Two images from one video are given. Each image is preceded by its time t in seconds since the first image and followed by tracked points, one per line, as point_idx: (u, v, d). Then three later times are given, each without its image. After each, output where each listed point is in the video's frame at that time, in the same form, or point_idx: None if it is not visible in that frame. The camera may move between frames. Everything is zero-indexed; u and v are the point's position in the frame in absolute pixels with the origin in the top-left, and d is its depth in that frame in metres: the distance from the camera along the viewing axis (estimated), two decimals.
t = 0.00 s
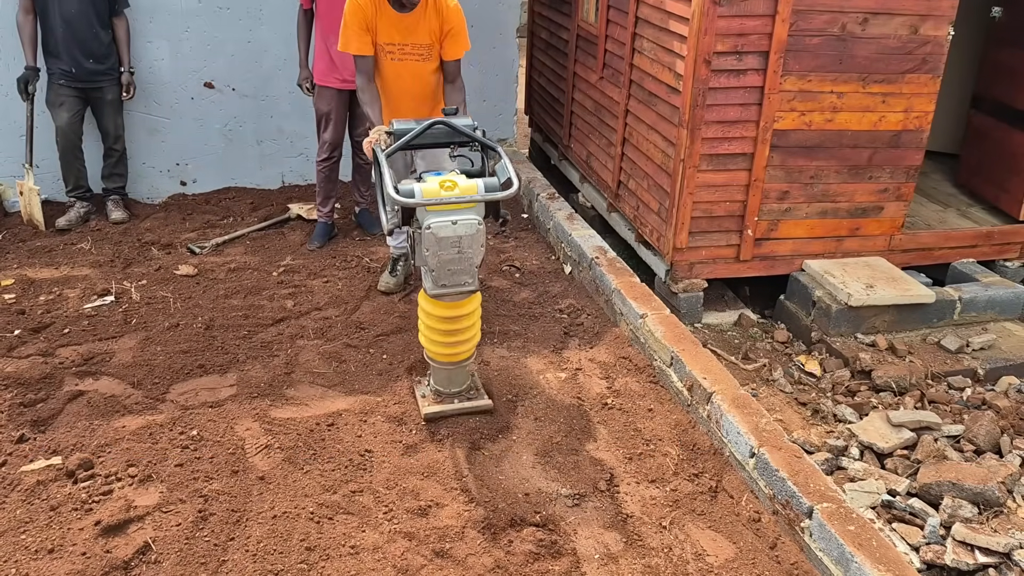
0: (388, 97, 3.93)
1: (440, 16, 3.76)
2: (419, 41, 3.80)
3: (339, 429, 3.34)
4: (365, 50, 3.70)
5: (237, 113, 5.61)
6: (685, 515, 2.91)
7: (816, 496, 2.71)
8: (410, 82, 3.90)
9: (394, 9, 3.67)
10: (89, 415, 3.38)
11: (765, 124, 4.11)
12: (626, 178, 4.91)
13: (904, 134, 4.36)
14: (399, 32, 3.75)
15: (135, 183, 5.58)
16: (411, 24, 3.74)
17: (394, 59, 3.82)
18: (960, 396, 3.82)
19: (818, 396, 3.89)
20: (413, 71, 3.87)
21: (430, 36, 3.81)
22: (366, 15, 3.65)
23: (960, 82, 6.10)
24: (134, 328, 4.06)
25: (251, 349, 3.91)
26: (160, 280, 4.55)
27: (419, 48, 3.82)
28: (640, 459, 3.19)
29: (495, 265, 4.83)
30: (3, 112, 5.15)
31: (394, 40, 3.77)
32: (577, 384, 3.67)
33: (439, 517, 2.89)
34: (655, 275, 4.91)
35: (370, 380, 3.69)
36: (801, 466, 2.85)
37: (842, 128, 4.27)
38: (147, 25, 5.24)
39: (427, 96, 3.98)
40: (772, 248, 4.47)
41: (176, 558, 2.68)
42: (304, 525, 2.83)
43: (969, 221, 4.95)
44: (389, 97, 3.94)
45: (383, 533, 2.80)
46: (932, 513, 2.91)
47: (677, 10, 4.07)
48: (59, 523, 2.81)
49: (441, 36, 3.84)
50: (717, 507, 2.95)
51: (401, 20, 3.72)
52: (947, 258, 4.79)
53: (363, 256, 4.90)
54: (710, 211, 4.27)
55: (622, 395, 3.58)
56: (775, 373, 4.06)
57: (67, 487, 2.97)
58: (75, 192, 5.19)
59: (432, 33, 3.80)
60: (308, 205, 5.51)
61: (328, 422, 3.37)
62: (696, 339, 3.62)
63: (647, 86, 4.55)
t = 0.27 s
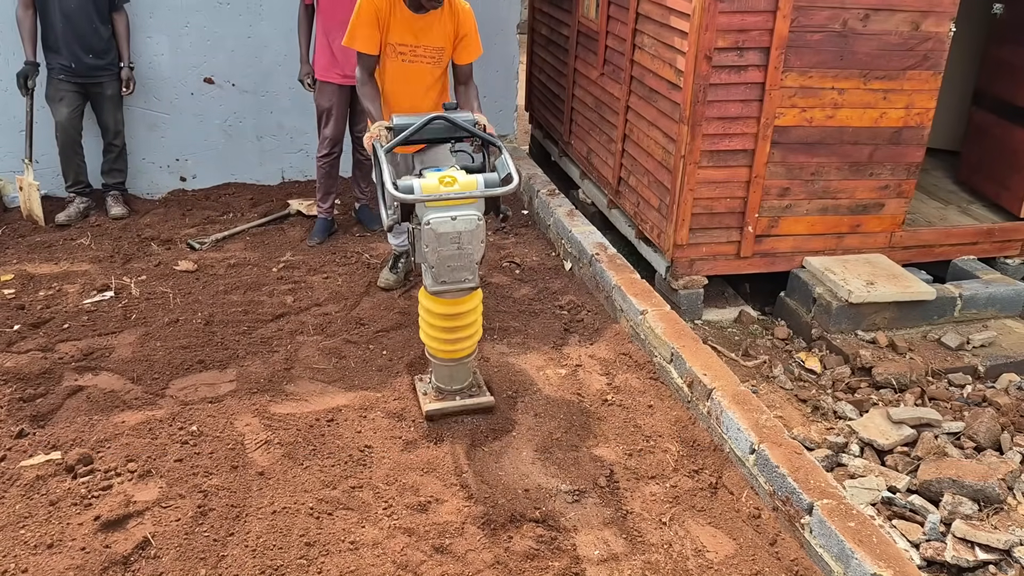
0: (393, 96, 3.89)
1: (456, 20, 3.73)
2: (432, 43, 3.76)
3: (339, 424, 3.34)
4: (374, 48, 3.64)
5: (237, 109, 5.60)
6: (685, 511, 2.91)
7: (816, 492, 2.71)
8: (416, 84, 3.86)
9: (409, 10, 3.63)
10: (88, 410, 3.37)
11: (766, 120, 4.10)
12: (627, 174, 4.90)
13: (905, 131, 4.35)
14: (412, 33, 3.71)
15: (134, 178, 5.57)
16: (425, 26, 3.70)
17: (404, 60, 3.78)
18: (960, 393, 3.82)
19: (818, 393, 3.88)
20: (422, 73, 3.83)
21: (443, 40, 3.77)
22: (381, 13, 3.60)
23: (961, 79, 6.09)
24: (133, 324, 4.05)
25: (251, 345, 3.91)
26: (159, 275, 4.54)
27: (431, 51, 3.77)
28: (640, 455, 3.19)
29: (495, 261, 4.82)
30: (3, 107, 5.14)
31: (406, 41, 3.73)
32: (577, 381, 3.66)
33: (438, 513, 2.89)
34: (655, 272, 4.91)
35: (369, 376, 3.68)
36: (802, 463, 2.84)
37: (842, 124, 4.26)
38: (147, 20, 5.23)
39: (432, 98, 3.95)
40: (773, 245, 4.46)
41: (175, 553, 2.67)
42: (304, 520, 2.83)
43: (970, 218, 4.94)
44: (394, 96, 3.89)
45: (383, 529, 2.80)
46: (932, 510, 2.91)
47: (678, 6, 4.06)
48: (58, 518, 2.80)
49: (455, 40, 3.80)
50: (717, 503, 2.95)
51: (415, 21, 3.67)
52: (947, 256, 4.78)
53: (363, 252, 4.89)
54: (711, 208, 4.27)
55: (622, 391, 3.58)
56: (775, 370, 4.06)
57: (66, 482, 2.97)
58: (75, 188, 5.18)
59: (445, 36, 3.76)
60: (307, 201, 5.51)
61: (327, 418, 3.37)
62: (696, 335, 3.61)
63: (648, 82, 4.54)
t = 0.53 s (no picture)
0: (398, 96, 3.90)
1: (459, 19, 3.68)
2: (436, 44, 3.73)
3: (339, 421, 3.34)
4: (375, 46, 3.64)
5: (237, 105, 5.59)
6: (685, 508, 2.91)
7: (816, 490, 2.70)
8: (420, 84, 3.85)
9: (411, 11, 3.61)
10: (88, 407, 3.37)
11: (767, 117, 4.09)
12: (627, 171, 4.90)
13: (906, 128, 4.34)
14: (415, 33, 3.69)
15: (134, 175, 5.56)
16: (428, 27, 3.67)
17: (409, 61, 3.77)
18: (960, 391, 3.82)
19: (818, 390, 3.88)
20: (425, 73, 3.81)
21: (448, 39, 3.74)
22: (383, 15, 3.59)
23: (962, 76, 6.08)
24: (133, 320, 4.05)
25: (251, 341, 3.91)
26: (159, 272, 4.54)
27: (435, 52, 3.75)
28: (640, 453, 3.19)
29: (495, 258, 4.82)
30: (2, 103, 5.13)
31: (410, 42, 3.72)
32: (577, 378, 3.66)
33: (438, 510, 2.88)
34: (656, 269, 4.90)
35: (369, 372, 3.68)
36: (802, 460, 2.84)
37: (843, 121, 4.25)
38: (147, 16, 5.22)
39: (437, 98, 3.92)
40: (773, 242, 4.46)
41: (175, 550, 2.67)
42: (304, 517, 2.83)
43: (970, 215, 4.94)
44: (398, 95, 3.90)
45: (382, 526, 2.80)
46: (932, 507, 2.90)
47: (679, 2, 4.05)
48: (58, 515, 2.80)
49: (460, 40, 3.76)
50: (717, 500, 2.95)
51: (418, 22, 3.65)
52: (948, 253, 4.78)
53: (362, 249, 4.89)
54: (711, 205, 4.26)
55: (622, 388, 3.58)
56: (775, 367, 4.06)
57: (66, 479, 2.97)
58: (75, 184, 5.17)
59: (449, 36, 3.73)
60: (307, 198, 5.50)
61: (327, 414, 3.36)
62: (696, 332, 3.61)
63: (648, 79, 4.54)
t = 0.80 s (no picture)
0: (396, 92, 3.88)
1: (453, 9, 3.67)
2: (431, 35, 3.73)
3: (339, 418, 3.34)
4: (374, 46, 3.63)
5: (236, 101, 5.58)
6: (684, 505, 2.90)
7: (816, 487, 2.70)
8: (420, 78, 3.84)
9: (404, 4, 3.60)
10: (87, 403, 3.36)
11: (767, 114, 4.08)
12: (628, 167, 4.89)
13: (906, 125, 4.34)
14: (409, 26, 3.69)
15: (134, 171, 5.55)
16: (423, 19, 3.67)
17: (404, 55, 3.76)
18: (960, 388, 3.81)
19: (818, 388, 3.88)
20: (424, 67, 3.81)
21: (442, 30, 3.73)
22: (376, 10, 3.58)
23: (963, 73, 6.07)
24: (132, 317, 4.04)
25: (250, 338, 3.90)
26: (159, 268, 4.53)
27: (431, 43, 3.75)
28: (640, 450, 3.18)
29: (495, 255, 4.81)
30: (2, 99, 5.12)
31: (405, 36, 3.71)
32: (577, 375, 3.66)
33: (438, 507, 2.88)
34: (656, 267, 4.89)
35: (369, 369, 3.68)
36: (802, 457, 2.84)
37: (844, 118, 4.24)
38: (146, 12, 5.21)
39: (438, 90, 3.92)
40: (774, 239, 4.45)
41: (174, 546, 2.67)
42: (303, 514, 2.83)
43: (971, 213, 4.93)
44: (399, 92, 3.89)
45: (382, 523, 2.80)
46: (932, 505, 2.90)
47: None
48: (57, 511, 2.80)
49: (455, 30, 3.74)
50: (717, 497, 2.95)
51: (411, 15, 3.65)
52: (949, 250, 4.77)
53: (362, 245, 4.88)
54: (711, 202, 4.25)
55: (622, 385, 3.57)
56: (775, 364, 4.05)
57: (65, 475, 2.97)
58: (75, 180, 5.16)
59: (444, 26, 3.72)
60: (307, 194, 5.49)
61: (326, 411, 3.36)
62: (696, 329, 3.60)
63: (648, 76, 4.53)
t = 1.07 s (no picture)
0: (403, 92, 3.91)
1: (455, 7, 3.68)
2: (435, 33, 3.75)
3: (338, 415, 3.34)
4: (380, 46, 3.62)
5: (236, 98, 5.57)
6: (684, 503, 2.90)
7: (816, 484, 2.70)
8: (425, 75, 3.85)
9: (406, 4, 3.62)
10: (87, 400, 3.36)
11: (768, 111, 4.07)
12: (628, 164, 4.88)
13: (907, 123, 4.33)
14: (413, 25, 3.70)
15: (134, 168, 5.55)
16: (426, 18, 3.69)
17: (409, 53, 3.78)
18: (960, 386, 3.81)
19: (818, 385, 3.88)
20: (428, 65, 3.83)
21: (445, 27, 3.75)
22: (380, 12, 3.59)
23: (963, 71, 6.06)
24: (132, 314, 4.04)
25: (250, 335, 3.90)
26: (159, 265, 4.53)
27: (435, 40, 3.77)
28: (640, 447, 3.18)
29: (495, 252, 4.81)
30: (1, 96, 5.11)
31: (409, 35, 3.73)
32: (577, 372, 3.65)
33: (438, 504, 2.88)
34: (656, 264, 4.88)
35: (369, 366, 3.68)
36: (801, 455, 2.84)
37: (844, 116, 4.24)
38: (146, 9, 5.20)
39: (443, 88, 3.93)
40: (774, 237, 4.45)
41: (174, 543, 2.67)
42: (303, 510, 2.83)
43: (971, 211, 4.93)
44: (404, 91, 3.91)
45: (382, 520, 2.80)
46: (932, 503, 2.90)
47: None
48: (57, 507, 2.80)
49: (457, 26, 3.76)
50: (717, 495, 2.95)
51: (414, 14, 3.66)
52: (949, 248, 4.77)
53: (362, 243, 4.88)
54: (711, 199, 4.25)
55: (622, 382, 3.57)
56: (775, 362, 4.05)
57: (65, 472, 2.97)
58: (74, 177, 5.16)
59: (446, 23, 3.74)
60: (307, 191, 5.49)
61: (326, 408, 3.36)
62: (696, 327, 3.60)
63: (648, 73, 4.52)
